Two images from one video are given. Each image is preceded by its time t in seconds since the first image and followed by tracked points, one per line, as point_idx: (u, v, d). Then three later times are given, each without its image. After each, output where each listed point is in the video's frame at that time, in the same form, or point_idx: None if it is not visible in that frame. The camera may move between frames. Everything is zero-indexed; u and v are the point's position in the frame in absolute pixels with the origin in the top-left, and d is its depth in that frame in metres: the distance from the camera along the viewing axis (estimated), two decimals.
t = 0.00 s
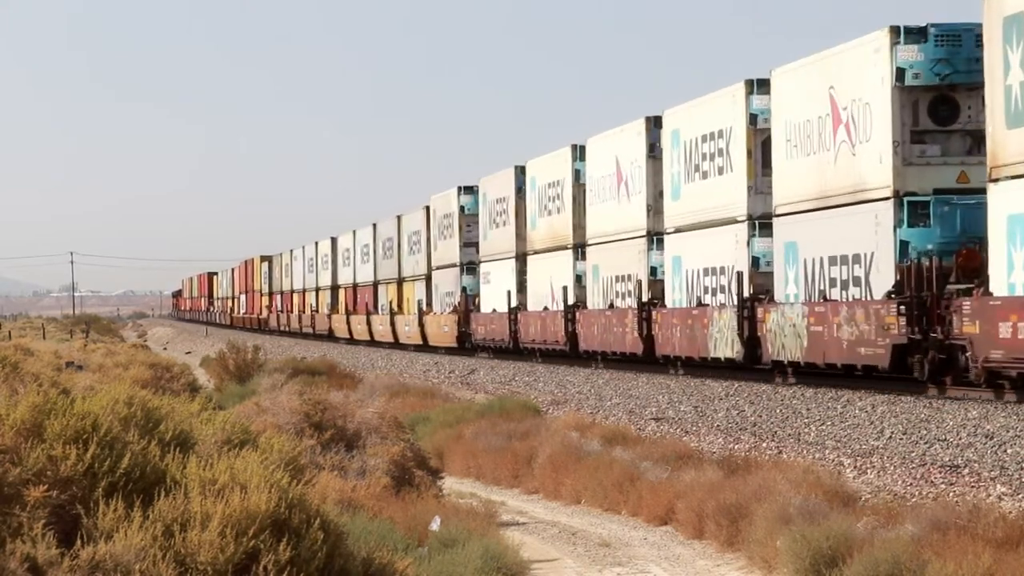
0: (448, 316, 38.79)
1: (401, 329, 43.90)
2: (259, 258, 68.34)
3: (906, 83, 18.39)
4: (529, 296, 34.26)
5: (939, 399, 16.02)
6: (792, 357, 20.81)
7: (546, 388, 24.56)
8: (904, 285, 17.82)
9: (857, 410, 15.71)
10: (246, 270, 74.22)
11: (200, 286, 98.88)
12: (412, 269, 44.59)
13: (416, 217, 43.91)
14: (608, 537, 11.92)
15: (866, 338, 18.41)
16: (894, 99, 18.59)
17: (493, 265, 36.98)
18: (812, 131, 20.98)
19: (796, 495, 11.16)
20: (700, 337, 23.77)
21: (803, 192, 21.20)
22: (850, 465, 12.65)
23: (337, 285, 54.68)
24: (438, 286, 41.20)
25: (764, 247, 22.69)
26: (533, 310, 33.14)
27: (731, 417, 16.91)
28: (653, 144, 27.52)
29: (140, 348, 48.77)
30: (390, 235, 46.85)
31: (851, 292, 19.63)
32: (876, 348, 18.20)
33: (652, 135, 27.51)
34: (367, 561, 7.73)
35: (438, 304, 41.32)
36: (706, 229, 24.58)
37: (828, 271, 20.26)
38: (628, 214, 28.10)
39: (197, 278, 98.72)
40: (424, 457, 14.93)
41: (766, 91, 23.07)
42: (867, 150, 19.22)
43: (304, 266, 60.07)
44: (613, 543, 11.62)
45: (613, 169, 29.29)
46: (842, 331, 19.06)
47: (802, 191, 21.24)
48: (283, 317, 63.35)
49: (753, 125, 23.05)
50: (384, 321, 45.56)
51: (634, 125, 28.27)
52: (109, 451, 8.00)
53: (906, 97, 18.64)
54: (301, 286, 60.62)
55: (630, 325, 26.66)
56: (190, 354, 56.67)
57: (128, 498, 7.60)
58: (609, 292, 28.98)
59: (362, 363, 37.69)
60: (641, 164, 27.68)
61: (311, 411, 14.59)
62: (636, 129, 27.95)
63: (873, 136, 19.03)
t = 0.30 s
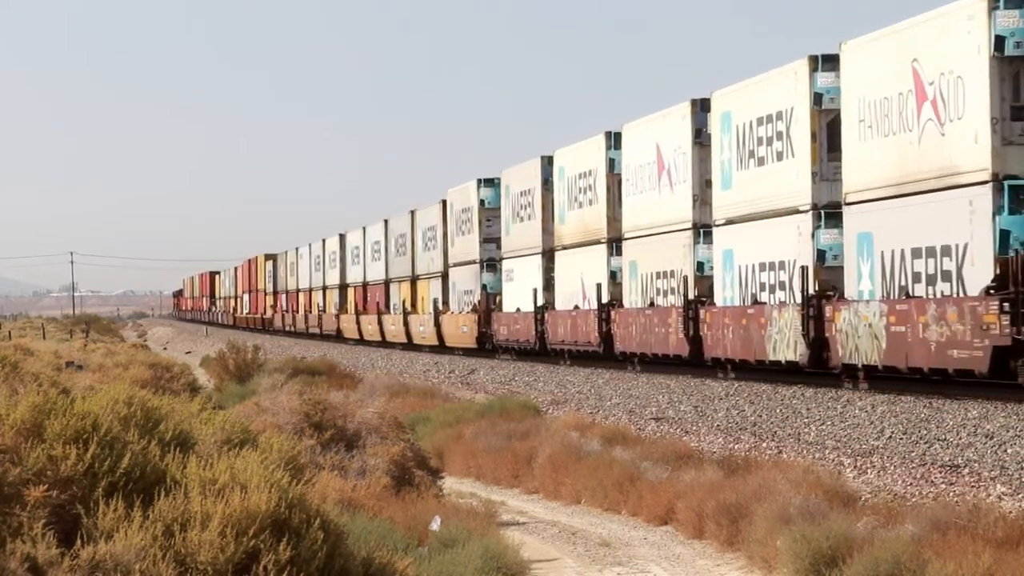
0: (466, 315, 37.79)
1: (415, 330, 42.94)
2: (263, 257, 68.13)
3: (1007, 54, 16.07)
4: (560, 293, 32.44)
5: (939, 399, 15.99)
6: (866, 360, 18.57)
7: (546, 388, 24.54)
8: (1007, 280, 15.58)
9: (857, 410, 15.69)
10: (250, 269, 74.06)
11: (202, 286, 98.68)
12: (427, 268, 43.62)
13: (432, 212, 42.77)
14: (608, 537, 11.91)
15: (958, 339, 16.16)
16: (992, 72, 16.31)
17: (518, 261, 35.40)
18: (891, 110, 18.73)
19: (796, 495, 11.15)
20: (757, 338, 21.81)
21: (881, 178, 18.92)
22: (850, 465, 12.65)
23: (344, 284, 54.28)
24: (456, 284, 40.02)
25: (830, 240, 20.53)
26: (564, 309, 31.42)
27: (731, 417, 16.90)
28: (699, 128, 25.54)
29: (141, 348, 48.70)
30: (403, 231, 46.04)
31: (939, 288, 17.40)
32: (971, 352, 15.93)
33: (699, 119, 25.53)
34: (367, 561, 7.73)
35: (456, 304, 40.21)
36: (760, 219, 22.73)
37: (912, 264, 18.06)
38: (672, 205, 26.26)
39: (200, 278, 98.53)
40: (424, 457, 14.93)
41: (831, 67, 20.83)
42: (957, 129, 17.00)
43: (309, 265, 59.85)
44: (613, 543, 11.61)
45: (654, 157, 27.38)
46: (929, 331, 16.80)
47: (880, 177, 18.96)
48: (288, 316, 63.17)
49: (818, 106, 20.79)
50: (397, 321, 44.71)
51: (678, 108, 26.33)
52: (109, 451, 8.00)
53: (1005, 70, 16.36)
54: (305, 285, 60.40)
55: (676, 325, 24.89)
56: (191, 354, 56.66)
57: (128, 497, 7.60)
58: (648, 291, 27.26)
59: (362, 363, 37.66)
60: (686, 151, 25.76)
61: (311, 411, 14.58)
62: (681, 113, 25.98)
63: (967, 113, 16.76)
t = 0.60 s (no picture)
0: (486, 313, 36.45)
1: (428, 330, 41.65)
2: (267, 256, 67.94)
3: None
4: (591, 291, 30.58)
5: (939, 399, 15.99)
6: (958, 364, 16.39)
7: (546, 388, 24.53)
8: None
9: (857, 410, 15.69)
10: (253, 269, 73.95)
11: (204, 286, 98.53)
12: (443, 266, 42.28)
13: (451, 206, 41.50)
14: (608, 537, 11.91)
15: None
16: None
17: (545, 257, 33.43)
18: (990, 84, 16.78)
19: (796, 495, 11.14)
20: (823, 339, 19.61)
21: (978, 160, 16.96)
22: (850, 465, 12.65)
23: (353, 283, 53.78)
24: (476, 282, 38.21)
25: (911, 231, 18.59)
26: (597, 308, 29.53)
27: (731, 417, 16.90)
28: (753, 110, 23.65)
29: (141, 348, 48.65)
30: (418, 228, 45.06)
31: None
32: None
33: (752, 100, 23.65)
34: (367, 561, 7.73)
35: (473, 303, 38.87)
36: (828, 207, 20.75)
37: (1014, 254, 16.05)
38: (723, 195, 24.28)
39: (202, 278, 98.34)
40: (424, 457, 14.93)
41: (914, 40, 18.76)
42: None
43: (314, 264, 59.63)
44: (613, 543, 11.61)
45: (702, 142, 25.42)
46: None
47: (976, 160, 17.00)
48: (293, 316, 62.99)
49: (898, 82, 18.79)
50: (411, 321, 43.54)
51: (731, 89, 24.37)
52: (109, 451, 8.00)
53: None
54: (310, 285, 60.22)
55: (726, 325, 22.83)
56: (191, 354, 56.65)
57: (128, 497, 7.60)
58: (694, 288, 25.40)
59: (362, 363, 37.63)
60: (739, 134, 23.81)
61: (311, 411, 14.57)
62: (734, 94, 24.05)
63: None
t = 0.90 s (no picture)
0: (508, 313, 34.81)
1: (445, 330, 40.27)
2: (272, 255, 67.74)
3: None
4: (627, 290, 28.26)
5: (939, 399, 15.99)
6: None
7: (546, 388, 24.54)
8: None
9: (857, 410, 15.69)
10: (255, 268, 73.80)
11: (205, 286, 98.38)
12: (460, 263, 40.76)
13: (469, 200, 39.73)
14: (608, 537, 11.92)
15: None
16: None
17: (574, 254, 31.54)
18: None
19: (795, 495, 11.15)
20: (907, 340, 17.13)
21: None
22: (850, 465, 12.65)
23: (362, 281, 53.01)
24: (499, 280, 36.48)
25: (1014, 219, 15.86)
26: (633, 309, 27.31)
27: (731, 417, 16.90)
28: (819, 89, 20.76)
29: (142, 348, 48.67)
30: (433, 224, 43.62)
31: None
32: None
33: (818, 77, 20.74)
34: (367, 561, 7.73)
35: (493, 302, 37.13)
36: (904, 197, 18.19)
37: None
38: (781, 184, 21.70)
39: (205, 278, 98.23)
40: (424, 457, 14.94)
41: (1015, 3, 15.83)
42: None
43: (321, 263, 59.30)
44: (613, 543, 11.62)
45: (757, 125, 22.78)
46: None
47: None
48: (298, 315, 62.83)
49: (996, 52, 15.95)
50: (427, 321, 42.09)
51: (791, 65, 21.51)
52: (110, 451, 8.00)
53: None
54: (314, 285, 59.96)
55: (788, 324, 20.54)
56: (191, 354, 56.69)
57: (128, 498, 7.61)
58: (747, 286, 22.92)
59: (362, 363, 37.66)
60: (800, 116, 21.10)
61: (311, 411, 14.58)
62: (795, 71, 21.22)
63: None
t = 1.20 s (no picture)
0: (533, 312, 32.56)
1: (463, 332, 38.38)
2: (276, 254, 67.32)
3: None
4: (670, 285, 26.06)
5: (938, 399, 15.98)
6: None
7: (546, 388, 24.52)
8: None
9: (857, 410, 15.68)
10: (258, 267, 73.50)
11: (207, 286, 98.11)
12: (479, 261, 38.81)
13: (491, 193, 37.69)
14: (608, 537, 11.91)
15: None
16: None
17: (608, 248, 29.40)
18: None
19: (796, 495, 11.14)
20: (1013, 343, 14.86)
21: None
22: (850, 465, 12.65)
23: (373, 280, 51.72)
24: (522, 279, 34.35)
25: None
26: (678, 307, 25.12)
27: (731, 417, 16.89)
28: (898, 64, 18.58)
29: (145, 349, 48.50)
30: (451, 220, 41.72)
31: None
32: None
33: (897, 51, 18.59)
34: (367, 561, 7.74)
35: (518, 302, 35.00)
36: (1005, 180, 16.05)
37: None
38: (853, 170, 19.55)
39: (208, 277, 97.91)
40: (424, 457, 14.93)
41: None
42: None
43: (327, 261, 58.62)
44: (613, 542, 11.61)
45: (823, 105, 20.55)
46: None
47: None
48: (303, 315, 62.41)
49: None
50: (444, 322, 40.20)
51: (864, 38, 19.34)
52: (109, 451, 8.01)
53: None
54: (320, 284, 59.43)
55: (862, 323, 18.40)
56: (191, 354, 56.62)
57: (128, 498, 7.60)
58: (810, 283, 20.80)
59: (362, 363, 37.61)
60: (877, 95, 18.91)
61: (311, 411, 14.58)
62: (870, 44, 19.08)
63: None
